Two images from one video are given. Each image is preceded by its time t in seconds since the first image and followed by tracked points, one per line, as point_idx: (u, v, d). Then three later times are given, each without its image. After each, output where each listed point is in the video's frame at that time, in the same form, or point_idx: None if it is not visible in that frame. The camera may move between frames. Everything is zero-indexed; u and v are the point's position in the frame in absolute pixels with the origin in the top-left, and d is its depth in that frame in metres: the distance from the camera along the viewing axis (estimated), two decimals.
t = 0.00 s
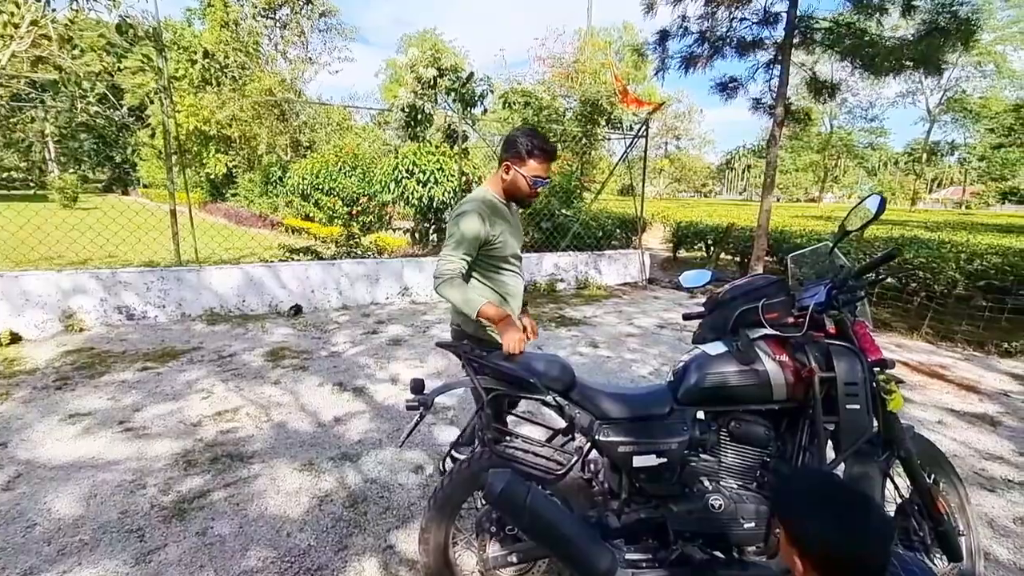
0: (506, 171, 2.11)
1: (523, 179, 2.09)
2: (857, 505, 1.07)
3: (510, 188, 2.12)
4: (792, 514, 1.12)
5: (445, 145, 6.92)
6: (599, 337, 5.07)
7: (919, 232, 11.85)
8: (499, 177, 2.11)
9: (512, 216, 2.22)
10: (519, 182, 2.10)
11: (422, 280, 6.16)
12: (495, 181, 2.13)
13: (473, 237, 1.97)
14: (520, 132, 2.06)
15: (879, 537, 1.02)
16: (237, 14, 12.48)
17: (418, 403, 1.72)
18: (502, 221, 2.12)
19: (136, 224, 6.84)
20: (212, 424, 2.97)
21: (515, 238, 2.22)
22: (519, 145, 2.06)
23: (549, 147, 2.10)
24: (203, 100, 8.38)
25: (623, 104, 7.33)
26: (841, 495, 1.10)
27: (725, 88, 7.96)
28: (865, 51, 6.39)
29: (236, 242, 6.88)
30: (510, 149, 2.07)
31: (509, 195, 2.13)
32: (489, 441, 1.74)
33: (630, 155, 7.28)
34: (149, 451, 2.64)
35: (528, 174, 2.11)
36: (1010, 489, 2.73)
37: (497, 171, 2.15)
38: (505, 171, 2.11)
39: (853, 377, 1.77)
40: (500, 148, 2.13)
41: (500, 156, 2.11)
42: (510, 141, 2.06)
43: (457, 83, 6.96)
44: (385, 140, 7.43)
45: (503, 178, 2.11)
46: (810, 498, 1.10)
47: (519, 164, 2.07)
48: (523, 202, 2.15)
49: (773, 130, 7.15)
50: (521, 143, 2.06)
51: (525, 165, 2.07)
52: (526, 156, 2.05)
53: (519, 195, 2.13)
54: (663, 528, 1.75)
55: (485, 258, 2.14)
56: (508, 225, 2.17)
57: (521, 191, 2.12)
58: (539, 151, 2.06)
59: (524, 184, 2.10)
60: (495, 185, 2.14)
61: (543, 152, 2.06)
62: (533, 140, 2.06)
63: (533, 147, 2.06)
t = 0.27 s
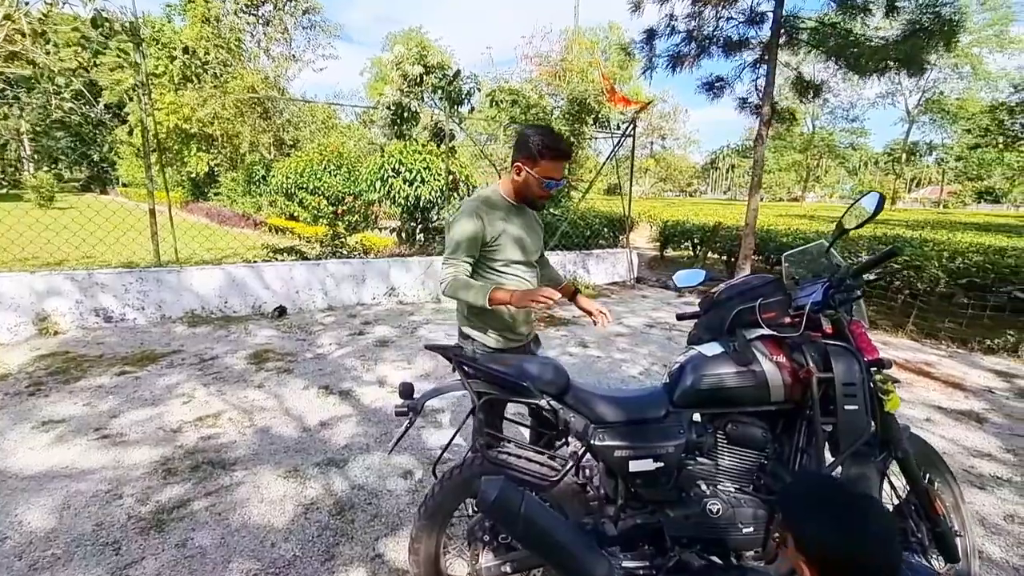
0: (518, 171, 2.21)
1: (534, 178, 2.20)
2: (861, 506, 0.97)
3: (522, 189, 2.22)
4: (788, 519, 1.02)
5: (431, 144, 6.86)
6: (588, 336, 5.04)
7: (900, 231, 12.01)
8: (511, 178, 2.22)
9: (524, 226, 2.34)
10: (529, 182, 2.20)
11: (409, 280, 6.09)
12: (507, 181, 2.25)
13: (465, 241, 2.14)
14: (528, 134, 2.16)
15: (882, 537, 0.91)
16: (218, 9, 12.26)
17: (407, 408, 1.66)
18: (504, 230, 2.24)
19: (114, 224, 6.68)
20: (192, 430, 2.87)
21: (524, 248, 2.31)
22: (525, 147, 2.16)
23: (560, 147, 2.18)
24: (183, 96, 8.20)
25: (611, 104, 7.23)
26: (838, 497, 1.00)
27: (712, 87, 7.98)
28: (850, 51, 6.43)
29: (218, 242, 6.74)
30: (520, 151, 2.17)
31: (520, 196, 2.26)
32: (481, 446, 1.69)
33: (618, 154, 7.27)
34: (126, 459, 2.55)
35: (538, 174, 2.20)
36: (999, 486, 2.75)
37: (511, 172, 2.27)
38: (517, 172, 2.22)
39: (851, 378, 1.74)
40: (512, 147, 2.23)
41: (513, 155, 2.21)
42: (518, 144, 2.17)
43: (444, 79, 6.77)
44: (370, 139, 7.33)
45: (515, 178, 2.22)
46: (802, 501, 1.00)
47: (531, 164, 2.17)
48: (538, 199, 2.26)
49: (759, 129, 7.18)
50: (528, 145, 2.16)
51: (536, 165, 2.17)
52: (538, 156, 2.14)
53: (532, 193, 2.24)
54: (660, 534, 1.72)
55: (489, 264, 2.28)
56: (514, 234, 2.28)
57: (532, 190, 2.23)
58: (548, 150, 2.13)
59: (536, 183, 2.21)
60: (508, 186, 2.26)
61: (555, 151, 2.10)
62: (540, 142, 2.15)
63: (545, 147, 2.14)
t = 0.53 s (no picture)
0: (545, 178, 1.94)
1: (561, 187, 1.89)
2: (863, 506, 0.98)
3: (549, 198, 1.95)
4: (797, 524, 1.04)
5: (416, 142, 6.78)
6: (576, 336, 5.02)
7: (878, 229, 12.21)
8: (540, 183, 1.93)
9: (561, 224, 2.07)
10: (556, 190, 1.91)
11: (394, 280, 6.02)
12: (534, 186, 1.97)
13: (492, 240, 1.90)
14: (562, 135, 1.86)
15: (883, 537, 0.91)
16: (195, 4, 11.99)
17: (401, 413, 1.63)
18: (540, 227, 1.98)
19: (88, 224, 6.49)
20: (174, 437, 2.79)
21: (562, 250, 2.05)
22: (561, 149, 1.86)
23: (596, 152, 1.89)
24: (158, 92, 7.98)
25: (595, 102, 7.46)
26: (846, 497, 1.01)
27: (696, 86, 8.01)
28: (832, 52, 6.50)
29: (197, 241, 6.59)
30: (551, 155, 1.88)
31: (548, 203, 1.97)
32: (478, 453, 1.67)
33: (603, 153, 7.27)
34: (104, 469, 2.46)
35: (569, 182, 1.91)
36: (984, 481, 2.78)
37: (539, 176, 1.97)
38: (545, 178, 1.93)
39: (849, 378, 1.73)
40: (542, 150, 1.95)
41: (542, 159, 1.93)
42: (548, 144, 1.88)
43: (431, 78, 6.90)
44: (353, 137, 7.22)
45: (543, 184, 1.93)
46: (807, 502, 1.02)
47: (558, 170, 1.88)
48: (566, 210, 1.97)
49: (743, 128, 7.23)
50: (563, 147, 1.86)
51: (564, 172, 1.88)
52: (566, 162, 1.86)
53: (561, 204, 1.95)
54: (660, 539, 1.70)
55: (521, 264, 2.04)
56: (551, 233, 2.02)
57: (560, 200, 1.94)
58: (581, 157, 1.85)
59: (564, 193, 1.91)
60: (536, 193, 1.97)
61: (586, 154, 1.84)
62: (576, 145, 1.85)
63: (578, 151, 1.86)
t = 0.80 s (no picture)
0: (592, 187, 1.94)
1: (610, 198, 1.91)
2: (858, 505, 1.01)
3: (595, 207, 1.95)
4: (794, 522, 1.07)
5: (395, 138, 6.70)
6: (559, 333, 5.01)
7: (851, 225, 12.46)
8: (588, 193, 1.93)
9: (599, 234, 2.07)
10: (605, 201, 1.92)
11: (375, 278, 5.94)
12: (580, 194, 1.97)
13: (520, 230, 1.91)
14: (615, 147, 1.88)
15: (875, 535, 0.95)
16: None
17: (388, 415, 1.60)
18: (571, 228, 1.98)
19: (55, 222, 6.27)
20: (149, 443, 2.70)
21: (589, 255, 2.06)
22: (613, 159, 1.88)
23: (646, 166, 1.91)
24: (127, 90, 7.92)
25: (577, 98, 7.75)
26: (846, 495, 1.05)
27: (675, 84, 8.06)
28: (808, 51, 6.60)
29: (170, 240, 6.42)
30: (605, 165, 1.89)
31: (592, 212, 1.97)
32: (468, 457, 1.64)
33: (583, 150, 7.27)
34: (75, 477, 2.37)
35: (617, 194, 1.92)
36: (960, 470, 2.84)
37: (585, 185, 1.97)
38: (594, 188, 1.93)
39: (836, 374, 1.73)
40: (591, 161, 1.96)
41: (591, 168, 1.94)
42: (602, 155, 1.89)
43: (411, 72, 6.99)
44: (331, 133, 7.10)
45: (590, 194, 1.94)
46: (805, 499, 1.06)
47: (609, 182, 1.90)
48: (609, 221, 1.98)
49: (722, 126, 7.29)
50: (616, 158, 1.88)
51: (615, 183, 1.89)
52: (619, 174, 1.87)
53: (605, 214, 1.96)
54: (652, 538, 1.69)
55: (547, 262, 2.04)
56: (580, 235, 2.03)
57: (606, 210, 1.94)
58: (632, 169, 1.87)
59: (612, 204, 1.92)
60: (581, 201, 1.97)
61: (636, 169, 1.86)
62: (629, 158, 1.87)
63: (628, 163, 1.87)
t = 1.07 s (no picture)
0: (627, 197, 1.93)
1: (644, 212, 1.90)
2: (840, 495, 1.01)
3: (628, 216, 1.94)
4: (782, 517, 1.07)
5: (367, 132, 6.58)
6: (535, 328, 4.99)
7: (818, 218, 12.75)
8: (622, 202, 1.93)
9: (628, 242, 2.07)
10: (639, 213, 1.91)
11: (348, 276, 5.83)
12: (615, 203, 1.96)
13: (552, 234, 1.86)
14: (656, 159, 1.86)
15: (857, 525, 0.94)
16: None
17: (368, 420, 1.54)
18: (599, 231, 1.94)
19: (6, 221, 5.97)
20: (112, 451, 2.58)
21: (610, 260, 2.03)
22: (650, 172, 1.86)
23: (686, 182, 1.88)
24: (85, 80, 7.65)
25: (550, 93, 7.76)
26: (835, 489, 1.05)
27: (648, 79, 8.09)
28: (776, 48, 6.70)
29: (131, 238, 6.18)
30: (642, 176, 1.88)
31: (625, 222, 1.96)
32: (452, 459, 1.59)
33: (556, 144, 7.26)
34: (33, 490, 2.25)
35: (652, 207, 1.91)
36: (926, 456, 2.92)
37: (621, 194, 1.96)
38: (629, 197, 1.92)
39: (815, 367, 1.73)
40: (631, 169, 1.94)
41: (630, 178, 1.92)
42: (642, 166, 1.87)
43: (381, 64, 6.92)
44: (301, 127, 6.93)
45: (625, 204, 1.93)
46: (789, 493, 1.06)
47: (645, 195, 1.88)
48: (641, 233, 1.98)
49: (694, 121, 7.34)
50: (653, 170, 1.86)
51: (651, 197, 1.87)
52: (656, 187, 1.86)
53: (636, 225, 1.96)
54: (638, 535, 1.69)
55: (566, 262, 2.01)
56: (609, 249, 1.99)
57: (639, 222, 1.94)
58: (671, 184, 1.85)
59: (646, 217, 1.92)
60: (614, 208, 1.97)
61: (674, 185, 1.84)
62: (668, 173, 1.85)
63: (666, 178, 1.85)
